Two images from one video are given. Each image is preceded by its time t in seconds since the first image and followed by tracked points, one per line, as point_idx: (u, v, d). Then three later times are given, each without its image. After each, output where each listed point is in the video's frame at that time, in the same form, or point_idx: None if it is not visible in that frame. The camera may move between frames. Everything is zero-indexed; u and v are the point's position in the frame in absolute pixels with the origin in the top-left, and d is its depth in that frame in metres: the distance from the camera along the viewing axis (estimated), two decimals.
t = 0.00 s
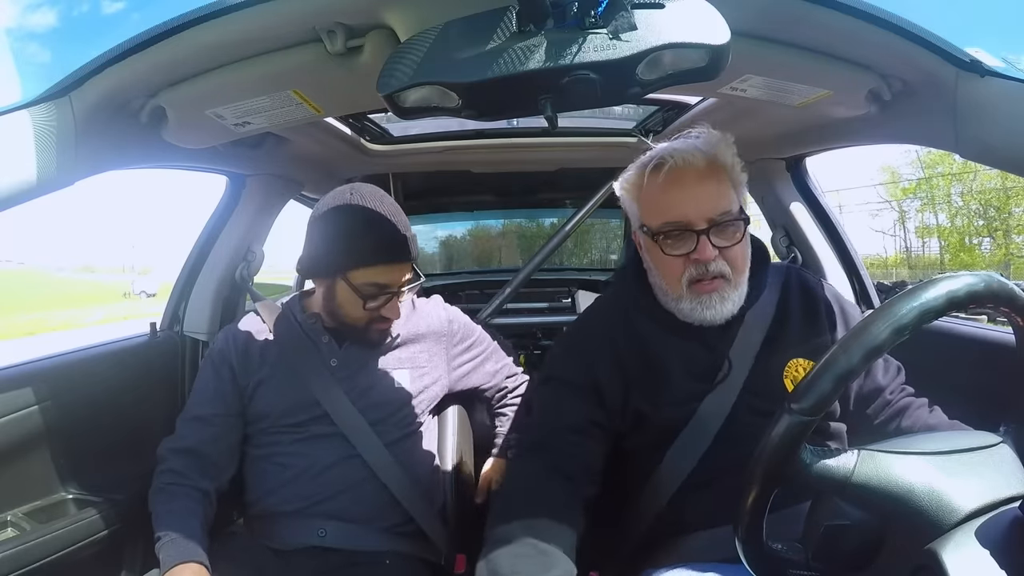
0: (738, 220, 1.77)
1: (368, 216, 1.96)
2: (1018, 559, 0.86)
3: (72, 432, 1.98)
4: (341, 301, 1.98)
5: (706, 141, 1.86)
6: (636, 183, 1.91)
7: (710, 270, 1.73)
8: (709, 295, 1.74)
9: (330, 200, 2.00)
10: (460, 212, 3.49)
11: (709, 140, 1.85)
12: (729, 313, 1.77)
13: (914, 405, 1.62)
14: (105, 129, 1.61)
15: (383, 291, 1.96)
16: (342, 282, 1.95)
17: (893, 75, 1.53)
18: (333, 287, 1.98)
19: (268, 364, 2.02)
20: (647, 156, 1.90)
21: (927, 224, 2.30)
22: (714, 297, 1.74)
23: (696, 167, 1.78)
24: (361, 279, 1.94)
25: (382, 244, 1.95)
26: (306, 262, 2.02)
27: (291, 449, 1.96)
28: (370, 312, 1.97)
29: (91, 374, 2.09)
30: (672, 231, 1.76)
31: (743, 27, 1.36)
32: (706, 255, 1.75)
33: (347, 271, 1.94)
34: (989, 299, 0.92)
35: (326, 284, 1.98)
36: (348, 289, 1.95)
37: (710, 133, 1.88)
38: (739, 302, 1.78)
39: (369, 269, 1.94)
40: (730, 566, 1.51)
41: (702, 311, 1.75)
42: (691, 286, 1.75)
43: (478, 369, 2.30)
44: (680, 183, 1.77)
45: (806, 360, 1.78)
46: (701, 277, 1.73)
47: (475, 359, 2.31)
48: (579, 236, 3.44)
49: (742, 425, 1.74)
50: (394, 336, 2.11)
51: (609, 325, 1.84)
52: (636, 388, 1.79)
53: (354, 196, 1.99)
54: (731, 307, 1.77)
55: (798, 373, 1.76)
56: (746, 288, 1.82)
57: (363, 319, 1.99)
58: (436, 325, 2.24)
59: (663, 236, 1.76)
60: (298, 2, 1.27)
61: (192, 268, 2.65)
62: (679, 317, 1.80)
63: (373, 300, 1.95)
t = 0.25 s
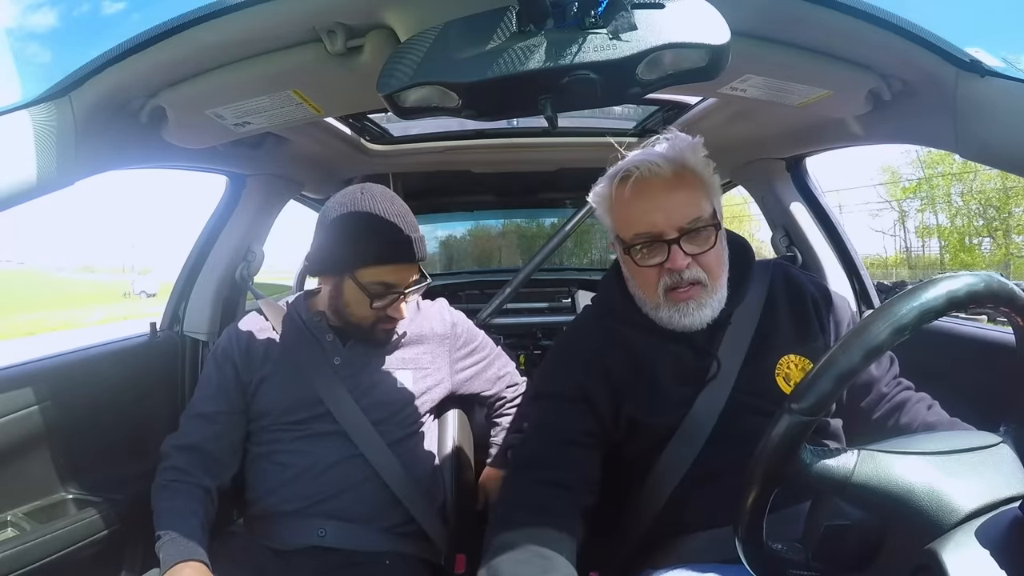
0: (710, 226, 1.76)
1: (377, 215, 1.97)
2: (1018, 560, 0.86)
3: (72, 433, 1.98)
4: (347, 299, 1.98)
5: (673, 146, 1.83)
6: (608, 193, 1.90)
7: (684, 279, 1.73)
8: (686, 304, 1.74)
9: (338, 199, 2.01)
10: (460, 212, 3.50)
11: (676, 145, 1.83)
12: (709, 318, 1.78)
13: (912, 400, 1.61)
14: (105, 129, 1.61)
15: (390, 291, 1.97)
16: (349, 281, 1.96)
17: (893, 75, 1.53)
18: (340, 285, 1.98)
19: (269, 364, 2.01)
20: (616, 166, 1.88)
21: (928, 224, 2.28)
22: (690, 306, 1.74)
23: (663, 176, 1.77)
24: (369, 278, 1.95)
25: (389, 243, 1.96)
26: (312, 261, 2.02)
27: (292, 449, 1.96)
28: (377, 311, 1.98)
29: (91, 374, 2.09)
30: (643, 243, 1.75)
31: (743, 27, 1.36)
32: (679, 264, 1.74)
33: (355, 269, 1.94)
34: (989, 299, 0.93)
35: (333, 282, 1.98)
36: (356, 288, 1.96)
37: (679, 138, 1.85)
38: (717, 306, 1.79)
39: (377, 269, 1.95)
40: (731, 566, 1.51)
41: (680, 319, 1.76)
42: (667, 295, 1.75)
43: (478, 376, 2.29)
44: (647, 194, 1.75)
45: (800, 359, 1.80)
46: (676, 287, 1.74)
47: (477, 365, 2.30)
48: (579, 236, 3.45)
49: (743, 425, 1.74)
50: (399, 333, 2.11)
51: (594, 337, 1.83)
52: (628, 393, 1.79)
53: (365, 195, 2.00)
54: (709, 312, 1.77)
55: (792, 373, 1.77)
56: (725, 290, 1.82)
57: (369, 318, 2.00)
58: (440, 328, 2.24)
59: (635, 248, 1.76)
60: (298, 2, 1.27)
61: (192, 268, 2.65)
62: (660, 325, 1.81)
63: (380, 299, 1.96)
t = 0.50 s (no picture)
0: (698, 228, 1.76)
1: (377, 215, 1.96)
2: (1017, 559, 0.86)
3: (72, 432, 1.98)
4: (348, 301, 1.98)
5: (659, 149, 1.83)
6: (595, 198, 1.90)
7: (675, 282, 1.73)
8: (677, 307, 1.74)
9: (336, 200, 1.99)
10: (460, 212, 3.50)
11: (662, 148, 1.83)
12: (700, 320, 1.78)
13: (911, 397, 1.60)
14: (105, 129, 1.61)
15: (391, 292, 1.97)
16: (350, 283, 1.95)
17: (893, 75, 1.53)
18: (340, 287, 1.97)
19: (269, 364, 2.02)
20: (602, 171, 1.88)
21: (927, 224, 2.30)
22: (682, 308, 1.74)
23: (650, 179, 1.77)
24: (370, 280, 1.95)
25: (390, 245, 1.95)
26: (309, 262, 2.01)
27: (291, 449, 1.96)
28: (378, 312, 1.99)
29: (91, 374, 2.09)
30: (633, 246, 1.75)
31: (743, 27, 1.36)
32: (669, 267, 1.74)
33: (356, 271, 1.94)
34: (989, 299, 0.92)
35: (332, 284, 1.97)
36: (357, 289, 1.95)
37: (663, 140, 1.84)
38: (708, 308, 1.79)
39: (378, 270, 1.95)
40: (731, 566, 1.51)
41: (671, 322, 1.75)
42: (658, 299, 1.75)
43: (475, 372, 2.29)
44: (635, 198, 1.76)
45: (792, 357, 1.80)
46: (667, 290, 1.73)
47: (474, 362, 2.30)
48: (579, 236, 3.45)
49: (743, 425, 1.74)
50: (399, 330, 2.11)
51: (589, 341, 1.84)
52: (622, 395, 1.80)
53: (362, 196, 1.99)
54: (700, 315, 1.77)
55: (787, 373, 1.77)
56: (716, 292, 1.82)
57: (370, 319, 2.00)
58: (436, 326, 2.24)
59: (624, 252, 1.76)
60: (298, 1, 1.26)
61: (192, 268, 2.65)
62: (652, 328, 1.81)
63: (381, 300, 1.96)
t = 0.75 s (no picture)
0: (696, 228, 1.76)
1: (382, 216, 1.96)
2: (1016, 559, 0.87)
3: (72, 432, 1.98)
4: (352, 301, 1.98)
5: (658, 149, 1.83)
6: (593, 198, 1.90)
7: (673, 282, 1.72)
8: (675, 306, 1.74)
9: (341, 200, 1.98)
10: (460, 212, 3.50)
11: (662, 148, 1.82)
12: (698, 320, 1.78)
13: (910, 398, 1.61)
14: (105, 129, 1.61)
15: (396, 293, 1.99)
16: (355, 283, 1.96)
17: (893, 75, 1.53)
18: (345, 287, 1.97)
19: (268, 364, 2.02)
20: (601, 171, 1.88)
21: (928, 223, 2.31)
22: (680, 308, 1.74)
23: (649, 179, 1.77)
24: (376, 280, 1.96)
25: (395, 245, 1.96)
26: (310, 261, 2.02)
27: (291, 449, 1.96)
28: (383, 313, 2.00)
29: (91, 374, 2.09)
30: (631, 247, 1.75)
31: (743, 27, 1.36)
32: (667, 267, 1.74)
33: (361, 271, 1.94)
34: (989, 299, 0.92)
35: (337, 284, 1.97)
36: (362, 290, 1.96)
37: (662, 140, 1.84)
38: (706, 308, 1.78)
39: (383, 271, 1.96)
40: (731, 565, 1.51)
41: (668, 322, 1.75)
42: (656, 299, 1.75)
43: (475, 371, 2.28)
44: (634, 197, 1.76)
45: (788, 357, 1.80)
46: (665, 290, 1.73)
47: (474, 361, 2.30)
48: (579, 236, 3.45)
49: (743, 425, 1.74)
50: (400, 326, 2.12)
51: (588, 342, 1.84)
52: (618, 396, 1.81)
53: (368, 196, 1.98)
54: (698, 315, 1.76)
55: (783, 373, 1.77)
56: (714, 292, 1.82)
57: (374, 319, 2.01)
58: (434, 326, 2.25)
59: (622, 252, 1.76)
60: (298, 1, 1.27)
61: (192, 268, 2.65)
62: (650, 328, 1.80)
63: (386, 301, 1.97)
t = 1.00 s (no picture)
0: (699, 223, 1.76)
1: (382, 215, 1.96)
2: (1016, 559, 0.87)
3: (72, 432, 1.98)
4: (352, 298, 1.97)
5: (661, 146, 1.84)
6: (596, 195, 1.91)
7: (676, 276, 1.72)
8: (678, 301, 1.73)
9: (342, 198, 1.98)
10: (460, 212, 3.50)
11: (665, 144, 1.83)
12: (700, 317, 1.77)
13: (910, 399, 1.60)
14: (104, 129, 1.61)
15: (396, 290, 1.98)
16: (355, 279, 1.95)
17: (893, 75, 1.53)
18: (344, 283, 1.96)
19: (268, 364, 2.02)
20: (604, 168, 1.89)
21: (928, 223, 2.32)
22: (682, 303, 1.73)
23: (653, 174, 1.78)
24: (376, 276, 1.95)
25: (395, 244, 1.96)
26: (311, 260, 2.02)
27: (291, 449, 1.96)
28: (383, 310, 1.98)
29: (91, 374, 2.09)
30: (634, 241, 1.75)
31: (743, 27, 1.36)
32: (670, 261, 1.74)
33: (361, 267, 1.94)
34: (989, 299, 0.92)
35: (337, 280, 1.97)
36: (362, 286, 1.95)
37: (664, 138, 1.85)
38: (708, 304, 1.78)
39: (384, 267, 1.95)
40: (731, 566, 1.51)
41: (670, 317, 1.74)
42: (659, 293, 1.74)
43: (476, 374, 2.28)
44: (638, 192, 1.76)
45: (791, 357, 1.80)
46: (668, 284, 1.73)
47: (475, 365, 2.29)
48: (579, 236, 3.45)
49: (743, 426, 1.74)
50: (401, 327, 2.12)
51: (588, 342, 1.84)
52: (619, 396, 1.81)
53: (370, 194, 1.99)
54: (701, 311, 1.76)
55: (784, 373, 1.77)
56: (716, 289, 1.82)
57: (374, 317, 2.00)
58: (436, 329, 2.25)
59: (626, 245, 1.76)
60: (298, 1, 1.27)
61: (192, 268, 2.65)
62: (652, 324, 1.80)
63: (386, 297, 1.96)
